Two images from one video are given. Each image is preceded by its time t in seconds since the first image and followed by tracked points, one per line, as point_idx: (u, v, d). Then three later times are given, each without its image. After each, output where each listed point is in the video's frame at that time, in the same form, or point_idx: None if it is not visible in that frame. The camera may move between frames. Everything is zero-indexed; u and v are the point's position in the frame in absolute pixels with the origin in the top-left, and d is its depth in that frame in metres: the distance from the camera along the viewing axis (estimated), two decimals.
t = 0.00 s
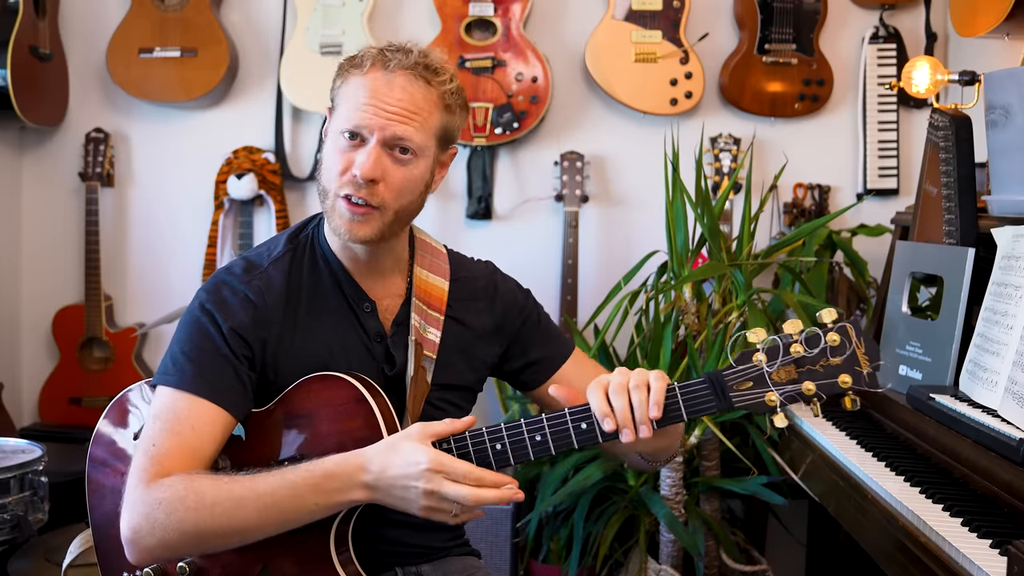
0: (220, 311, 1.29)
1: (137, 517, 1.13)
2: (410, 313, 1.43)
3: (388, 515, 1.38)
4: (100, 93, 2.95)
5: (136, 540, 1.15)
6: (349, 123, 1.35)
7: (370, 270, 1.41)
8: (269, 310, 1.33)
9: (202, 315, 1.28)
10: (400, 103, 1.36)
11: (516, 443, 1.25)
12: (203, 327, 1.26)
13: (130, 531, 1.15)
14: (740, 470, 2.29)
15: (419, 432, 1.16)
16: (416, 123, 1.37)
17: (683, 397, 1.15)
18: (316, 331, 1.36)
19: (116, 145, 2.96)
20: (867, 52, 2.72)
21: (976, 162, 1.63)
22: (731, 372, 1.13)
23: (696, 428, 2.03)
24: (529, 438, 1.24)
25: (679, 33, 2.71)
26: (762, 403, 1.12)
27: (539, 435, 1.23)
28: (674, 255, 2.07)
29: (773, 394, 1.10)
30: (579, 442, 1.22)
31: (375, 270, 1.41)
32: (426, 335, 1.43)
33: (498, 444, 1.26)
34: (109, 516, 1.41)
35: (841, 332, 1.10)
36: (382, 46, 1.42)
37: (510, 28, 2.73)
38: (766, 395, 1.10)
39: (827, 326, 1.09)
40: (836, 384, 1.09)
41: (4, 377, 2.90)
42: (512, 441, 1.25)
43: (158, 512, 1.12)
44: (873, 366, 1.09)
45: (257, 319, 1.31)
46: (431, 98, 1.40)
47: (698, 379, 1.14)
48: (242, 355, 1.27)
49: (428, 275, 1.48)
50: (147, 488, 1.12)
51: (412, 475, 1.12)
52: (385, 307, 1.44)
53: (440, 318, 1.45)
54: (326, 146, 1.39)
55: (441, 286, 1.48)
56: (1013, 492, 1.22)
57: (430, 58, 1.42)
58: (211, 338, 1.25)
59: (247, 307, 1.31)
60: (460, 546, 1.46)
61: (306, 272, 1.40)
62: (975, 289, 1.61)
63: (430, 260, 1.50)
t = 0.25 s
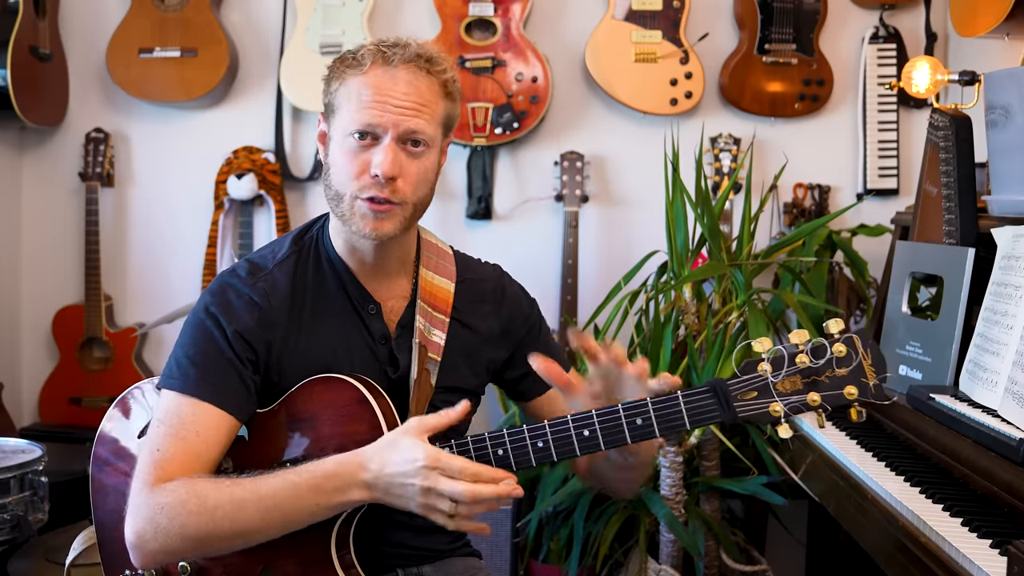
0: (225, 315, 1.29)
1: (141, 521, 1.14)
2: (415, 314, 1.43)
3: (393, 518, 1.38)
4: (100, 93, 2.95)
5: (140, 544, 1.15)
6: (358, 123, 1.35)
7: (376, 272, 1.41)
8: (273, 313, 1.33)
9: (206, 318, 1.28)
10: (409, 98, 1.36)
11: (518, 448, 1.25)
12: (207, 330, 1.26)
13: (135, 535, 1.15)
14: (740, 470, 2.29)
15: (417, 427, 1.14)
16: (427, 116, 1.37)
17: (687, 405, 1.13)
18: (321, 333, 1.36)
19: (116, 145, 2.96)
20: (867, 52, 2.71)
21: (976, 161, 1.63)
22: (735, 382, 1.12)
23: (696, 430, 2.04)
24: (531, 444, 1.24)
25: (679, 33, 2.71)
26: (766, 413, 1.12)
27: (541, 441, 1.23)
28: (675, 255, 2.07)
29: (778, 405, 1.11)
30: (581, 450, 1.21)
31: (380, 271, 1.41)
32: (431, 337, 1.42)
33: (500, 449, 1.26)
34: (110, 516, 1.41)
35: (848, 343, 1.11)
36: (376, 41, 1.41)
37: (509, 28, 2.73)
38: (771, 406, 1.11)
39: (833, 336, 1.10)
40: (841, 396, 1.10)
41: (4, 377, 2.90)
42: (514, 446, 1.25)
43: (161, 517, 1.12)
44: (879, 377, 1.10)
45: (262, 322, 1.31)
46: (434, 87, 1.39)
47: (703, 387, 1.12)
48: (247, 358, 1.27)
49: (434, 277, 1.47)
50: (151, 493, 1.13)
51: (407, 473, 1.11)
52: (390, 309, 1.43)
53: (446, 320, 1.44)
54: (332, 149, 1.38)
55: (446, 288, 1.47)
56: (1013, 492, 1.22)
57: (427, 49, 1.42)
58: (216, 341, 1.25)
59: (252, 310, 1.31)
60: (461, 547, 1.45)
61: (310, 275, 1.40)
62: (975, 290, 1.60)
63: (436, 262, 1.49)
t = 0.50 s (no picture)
0: (234, 308, 1.29)
1: (178, 512, 1.10)
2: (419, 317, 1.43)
3: (395, 519, 1.39)
4: (100, 93, 2.95)
5: (182, 538, 1.11)
6: (353, 121, 1.34)
7: (374, 272, 1.41)
8: (280, 308, 1.33)
9: (215, 311, 1.28)
10: (397, 95, 1.35)
11: (522, 455, 1.21)
12: (216, 324, 1.26)
13: (174, 531, 1.12)
14: (740, 470, 2.29)
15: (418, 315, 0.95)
16: (415, 113, 1.37)
17: (692, 414, 1.13)
18: (326, 330, 1.36)
19: (116, 145, 2.96)
20: (867, 52, 2.72)
21: (976, 162, 1.63)
22: (741, 393, 1.12)
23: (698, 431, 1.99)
24: (536, 451, 1.21)
25: (679, 33, 2.71)
26: (772, 425, 1.12)
27: (546, 448, 1.20)
28: (674, 255, 2.06)
29: (784, 417, 1.11)
30: (586, 457, 1.19)
31: (382, 272, 1.41)
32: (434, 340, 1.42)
33: (504, 455, 1.22)
34: (110, 515, 1.42)
35: (855, 357, 1.12)
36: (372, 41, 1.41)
37: (510, 28, 2.73)
38: (777, 417, 1.11)
39: (841, 349, 1.11)
40: (847, 409, 1.11)
41: (4, 377, 2.89)
42: (519, 454, 1.22)
43: (196, 501, 1.08)
44: (885, 392, 1.11)
45: (269, 317, 1.31)
46: (425, 86, 1.39)
47: (708, 397, 1.11)
48: (256, 352, 1.27)
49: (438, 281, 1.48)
50: (183, 480, 1.09)
51: (404, 368, 0.93)
52: (392, 310, 1.43)
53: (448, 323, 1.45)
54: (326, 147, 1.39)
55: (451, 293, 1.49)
56: (1013, 492, 1.22)
57: (420, 47, 1.42)
58: (225, 333, 1.25)
59: (259, 305, 1.31)
60: (462, 547, 1.45)
61: (317, 269, 1.40)
62: (975, 289, 1.61)
63: (440, 265, 1.50)
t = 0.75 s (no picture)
0: (234, 308, 1.29)
1: (189, 514, 1.10)
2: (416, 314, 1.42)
3: (396, 518, 1.39)
4: (100, 93, 2.95)
5: (194, 540, 1.11)
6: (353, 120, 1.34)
7: (376, 270, 1.41)
8: (280, 307, 1.33)
9: (214, 311, 1.28)
10: (392, 85, 1.36)
11: (522, 450, 1.21)
12: (216, 324, 1.26)
13: (186, 532, 1.12)
14: (740, 470, 2.29)
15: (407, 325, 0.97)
16: (411, 100, 1.37)
17: (690, 406, 1.13)
18: (326, 327, 1.36)
19: (116, 145, 2.97)
20: (867, 52, 2.71)
21: (976, 161, 1.63)
22: (739, 384, 1.12)
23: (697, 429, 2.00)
24: (535, 446, 1.20)
25: (679, 33, 2.71)
26: (768, 415, 1.12)
27: (545, 442, 1.20)
28: (674, 255, 2.06)
29: (781, 406, 1.10)
30: (586, 451, 1.19)
31: (380, 270, 1.41)
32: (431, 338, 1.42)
33: (504, 450, 1.22)
34: (109, 515, 1.42)
35: (850, 346, 1.12)
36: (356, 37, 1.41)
37: (510, 28, 2.73)
38: (774, 407, 1.11)
39: (835, 338, 1.11)
40: (843, 397, 1.10)
41: (4, 377, 2.90)
42: (519, 448, 1.21)
43: (206, 503, 1.09)
44: (881, 380, 1.10)
45: (269, 316, 1.32)
46: (413, 72, 1.39)
47: (706, 389, 1.12)
48: (256, 350, 1.27)
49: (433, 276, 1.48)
50: (192, 482, 1.10)
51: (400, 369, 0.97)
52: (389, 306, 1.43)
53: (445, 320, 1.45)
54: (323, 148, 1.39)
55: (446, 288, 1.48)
56: (1013, 492, 1.22)
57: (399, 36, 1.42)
58: (225, 332, 1.26)
59: (258, 305, 1.31)
60: (462, 546, 1.45)
61: (314, 268, 1.40)
62: (975, 289, 1.61)
63: (435, 261, 1.50)
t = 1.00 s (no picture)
0: (231, 313, 1.28)
1: (186, 525, 1.11)
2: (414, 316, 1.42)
3: (396, 519, 1.39)
4: (100, 93, 2.95)
5: (190, 550, 1.12)
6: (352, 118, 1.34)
7: (374, 267, 1.41)
8: (277, 312, 1.33)
9: (211, 316, 1.27)
10: (377, 73, 1.36)
11: (523, 452, 1.21)
12: (214, 329, 1.26)
13: (184, 541, 1.13)
14: (740, 470, 2.29)
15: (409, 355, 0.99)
16: (397, 86, 1.38)
17: (691, 409, 1.13)
18: (324, 331, 1.36)
19: (116, 145, 2.97)
20: (867, 52, 2.71)
21: (976, 161, 1.63)
22: (740, 387, 1.11)
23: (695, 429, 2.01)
24: (536, 448, 1.20)
25: (679, 33, 2.71)
26: (769, 418, 1.11)
27: (546, 444, 1.20)
28: (675, 255, 2.06)
29: (782, 409, 1.10)
30: (586, 453, 1.18)
31: (378, 268, 1.41)
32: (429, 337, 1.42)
33: (504, 453, 1.22)
34: (109, 515, 1.42)
35: (850, 348, 1.10)
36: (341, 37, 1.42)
37: (510, 28, 2.73)
38: (775, 410, 1.10)
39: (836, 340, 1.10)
40: (843, 400, 1.09)
41: (4, 377, 2.90)
42: (519, 451, 1.21)
43: (204, 516, 1.09)
44: (881, 382, 1.09)
45: (267, 321, 1.31)
46: (396, 62, 1.40)
47: (707, 391, 1.12)
48: (254, 356, 1.27)
49: (430, 277, 1.47)
50: (190, 494, 1.10)
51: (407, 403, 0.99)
52: (388, 306, 1.43)
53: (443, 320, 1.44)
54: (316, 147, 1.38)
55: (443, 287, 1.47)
56: (1013, 492, 1.22)
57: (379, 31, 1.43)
58: (223, 337, 1.25)
59: (256, 309, 1.31)
60: (462, 546, 1.45)
61: (311, 272, 1.40)
62: (975, 289, 1.61)
63: (433, 262, 1.49)
